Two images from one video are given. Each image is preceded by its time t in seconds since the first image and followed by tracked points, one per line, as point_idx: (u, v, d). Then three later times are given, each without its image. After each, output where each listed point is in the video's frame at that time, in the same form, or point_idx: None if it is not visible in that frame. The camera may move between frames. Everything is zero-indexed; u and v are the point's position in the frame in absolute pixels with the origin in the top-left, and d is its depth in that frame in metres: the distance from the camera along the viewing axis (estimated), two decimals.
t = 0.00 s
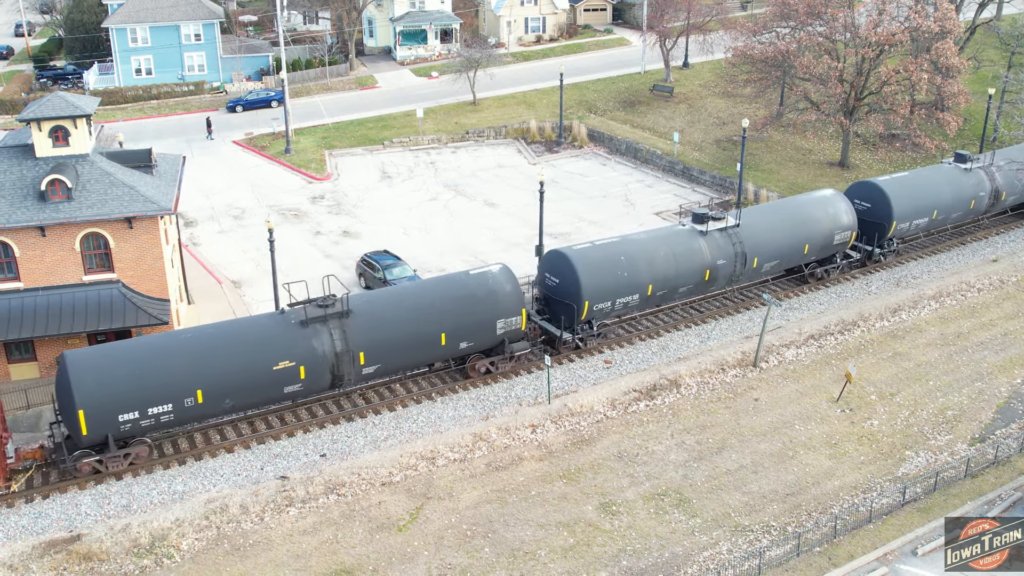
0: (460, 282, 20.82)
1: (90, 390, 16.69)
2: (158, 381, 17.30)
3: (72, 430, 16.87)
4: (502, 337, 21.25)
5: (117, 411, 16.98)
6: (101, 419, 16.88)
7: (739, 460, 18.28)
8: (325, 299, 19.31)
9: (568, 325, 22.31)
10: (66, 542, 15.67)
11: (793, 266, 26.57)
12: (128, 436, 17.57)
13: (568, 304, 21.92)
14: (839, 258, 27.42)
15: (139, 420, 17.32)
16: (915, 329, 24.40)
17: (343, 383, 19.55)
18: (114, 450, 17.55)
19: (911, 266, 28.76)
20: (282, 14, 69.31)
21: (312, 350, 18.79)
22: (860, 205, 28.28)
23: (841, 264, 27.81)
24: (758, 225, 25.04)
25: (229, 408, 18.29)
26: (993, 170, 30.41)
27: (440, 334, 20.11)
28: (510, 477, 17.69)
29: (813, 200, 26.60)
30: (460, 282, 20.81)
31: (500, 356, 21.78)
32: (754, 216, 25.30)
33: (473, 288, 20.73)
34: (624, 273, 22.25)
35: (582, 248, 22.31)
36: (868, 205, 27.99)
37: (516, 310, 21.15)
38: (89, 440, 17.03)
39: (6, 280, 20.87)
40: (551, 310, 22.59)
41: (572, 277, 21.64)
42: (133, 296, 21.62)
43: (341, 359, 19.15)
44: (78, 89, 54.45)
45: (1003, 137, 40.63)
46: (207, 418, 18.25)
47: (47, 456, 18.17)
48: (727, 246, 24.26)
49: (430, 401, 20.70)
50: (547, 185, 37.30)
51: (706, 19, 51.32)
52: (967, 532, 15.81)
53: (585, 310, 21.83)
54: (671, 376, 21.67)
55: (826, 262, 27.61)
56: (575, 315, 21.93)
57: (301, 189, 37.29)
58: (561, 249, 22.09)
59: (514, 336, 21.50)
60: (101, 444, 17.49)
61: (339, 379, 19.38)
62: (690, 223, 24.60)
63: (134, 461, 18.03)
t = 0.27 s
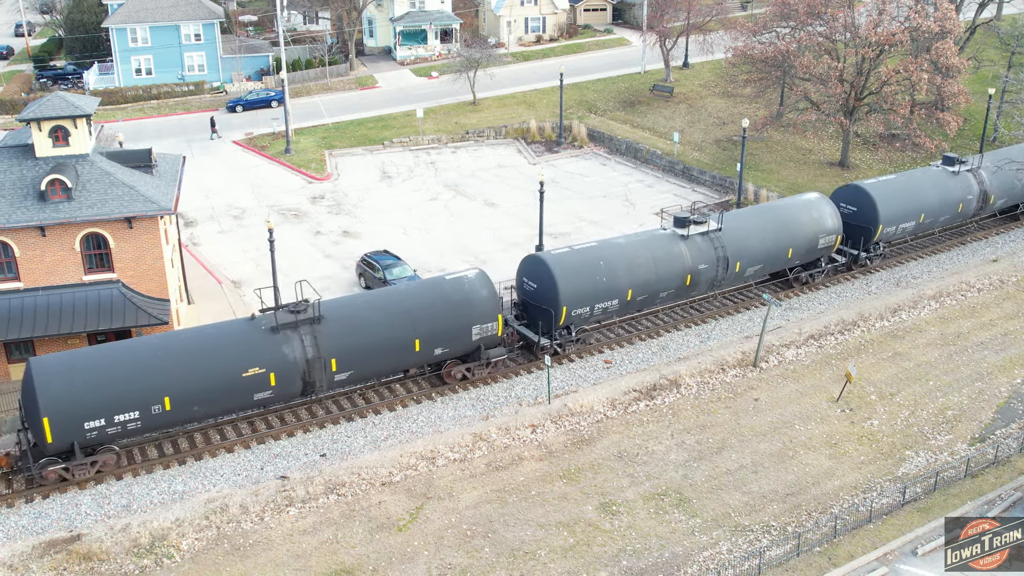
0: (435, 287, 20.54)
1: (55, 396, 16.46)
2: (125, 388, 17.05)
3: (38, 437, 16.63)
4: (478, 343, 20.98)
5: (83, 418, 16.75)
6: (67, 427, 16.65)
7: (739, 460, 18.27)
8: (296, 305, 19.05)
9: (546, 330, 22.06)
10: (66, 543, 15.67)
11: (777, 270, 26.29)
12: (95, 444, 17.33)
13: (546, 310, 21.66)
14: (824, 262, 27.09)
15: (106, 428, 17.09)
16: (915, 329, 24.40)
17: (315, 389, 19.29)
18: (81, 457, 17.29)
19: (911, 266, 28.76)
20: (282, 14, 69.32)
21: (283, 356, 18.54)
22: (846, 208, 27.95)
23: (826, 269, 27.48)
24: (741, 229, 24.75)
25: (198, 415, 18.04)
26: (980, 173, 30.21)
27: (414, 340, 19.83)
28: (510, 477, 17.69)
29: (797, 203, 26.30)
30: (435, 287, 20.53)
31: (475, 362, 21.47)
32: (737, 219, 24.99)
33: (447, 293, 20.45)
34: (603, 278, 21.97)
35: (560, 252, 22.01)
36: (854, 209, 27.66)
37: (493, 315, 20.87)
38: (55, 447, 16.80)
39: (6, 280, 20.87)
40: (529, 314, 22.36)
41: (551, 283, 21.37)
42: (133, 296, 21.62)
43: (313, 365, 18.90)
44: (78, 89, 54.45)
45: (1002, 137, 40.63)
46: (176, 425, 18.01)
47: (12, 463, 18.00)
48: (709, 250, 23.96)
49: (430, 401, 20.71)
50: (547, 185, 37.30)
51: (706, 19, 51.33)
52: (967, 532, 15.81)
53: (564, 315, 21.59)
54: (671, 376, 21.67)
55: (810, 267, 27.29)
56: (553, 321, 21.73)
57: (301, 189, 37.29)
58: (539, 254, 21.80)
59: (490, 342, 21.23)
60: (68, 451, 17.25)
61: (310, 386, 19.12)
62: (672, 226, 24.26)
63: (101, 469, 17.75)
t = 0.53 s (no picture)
0: (409, 293, 20.19)
1: (18, 404, 16.23)
2: (89, 396, 16.77)
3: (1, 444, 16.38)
4: (452, 350, 20.62)
5: (47, 425, 16.49)
6: (31, 434, 16.41)
7: (738, 460, 18.27)
8: (266, 311, 18.73)
9: (523, 336, 21.73)
10: (65, 543, 15.67)
11: (760, 275, 25.92)
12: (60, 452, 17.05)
13: (523, 315, 21.30)
14: (808, 266, 26.81)
15: (70, 435, 16.82)
16: (915, 329, 24.40)
17: (285, 397, 18.95)
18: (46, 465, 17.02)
19: (911, 266, 28.75)
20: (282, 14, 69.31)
21: (251, 363, 18.22)
22: (832, 212, 27.49)
23: (810, 274, 27.21)
24: (723, 233, 24.40)
25: (165, 422, 17.74)
26: (969, 175, 29.89)
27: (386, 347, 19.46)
28: (510, 477, 17.69)
29: (780, 207, 25.97)
30: (409, 293, 20.19)
31: (451, 368, 21.11)
32: (719, 224, 24.64)
33: (421, 299, 20.10)
34: (581, 283, 21.60)
35: (537, 257, 21.66)
36: (840, 212, 27.22)
37: (468, 321, 20.53)
38: (19, 455, 16.55)
39: (6, 280, 20.87)
40: (506, 320, 22.02)
41: (528, 288, 21.00)
42: (133, 296, 21.62)
43: (283, 372, 18.57)
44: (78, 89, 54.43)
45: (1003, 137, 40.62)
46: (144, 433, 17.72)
47: None
48: (691, 255, 23.60)
49: (430, 401, 20.71)
50: (547, 185, 37.29)
51: (706, 19, 51.32)
52: (967, 532, 15.81)
53: (541, 320, 21.23)
54: (671, 375, 21.67)
55: (795, 271, 27.02)
56: (530, 326, 21.37)
57: (301, 189, 37.28)
58: (516, 259, 21.44)
59: (465, 348, 20.86)
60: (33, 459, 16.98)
61: (280, 393, 18.78)
62: (652, 231, 23.90)
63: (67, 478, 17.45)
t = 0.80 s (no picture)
0: (382, 298, 19.87)
1: None
2: (53, 403, 16.53)
3: None
4: (428, 356, 20.27)
5: (10, 433, 16.28)
6: None
7: (738, 460, 18.27)
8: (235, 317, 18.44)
9: (501, 341, 21.53)
10: (65, 543, 15.67)
11: (745, 280, 25.64)
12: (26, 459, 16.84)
13: (501, 321, 21.11)
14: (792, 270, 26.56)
15: (35, 443, 16.60)
16: (915, 328, 24.41)
17: (256, 404, 18.64)
18: (12, 473, 16.79)
19: (911, 266, 28.75)
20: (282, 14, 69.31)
21: (219, 370, 17.91)
22: (818, 216, 27.31)
23: (795, 278, 26.97)
24: (705, 238, 24.10)
25: (132, 430, 17.47)
26: (957, 178, 29.58)
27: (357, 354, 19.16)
28: (510, 477, 17.69)
29: (765, 211, 25.65)
30: (383, 298, 19.87)
31: (426, 375, 20.79)
32: (701, 228, 24.37)
33: (395, 305, 19.77)
34: (558, 289, 21.34)
35: (515, 262, 21.45)
36: (825, 216, 27.03)
37: (443, 327, 20.17)
38: None
39: (6, 280, 20.87)
40: (484, 325, 21.85)
41: (504, 294, 20.80)
42: (133, 296, 21.62)
43: (252, 379, 18.25)
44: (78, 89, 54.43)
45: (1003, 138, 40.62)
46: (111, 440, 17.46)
47: None
48: (672, 259, 23.30)
49: (430, 400, 20.72)
50: (547, 185, 37.28)
51: (706, 19, 51.31)
52: (967, 532, 15.81)
53: (518, 327, 21.02)
54: (671, 375, 21.67)
55: (779, 275, 26.77)
56: (507, 332, 21.15)
57: (301, 188, 37.29)
58: (494, 264, 21.26)
59: (440, 354, 20.51)
60: None
61: (251, 401, 18.46)
62: (634, 235, 23.66)
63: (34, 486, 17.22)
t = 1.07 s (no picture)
0: (354, 304, 19.65)
1: None
2: (17, 410, 16.36)
3: None
4: (402, 362, 20.02)
5: None
6: None
7: (738, 460, 18.27)
8: (204, 323, 18.24)
9: (478, 348, 21.21)
10: (65, 543, 15.66)
11: (728, 284, 25.31)
12: None
13: (477, 327, 20.78)
14: (776, 275, 26.25)
15: None
16: (915, 328, 24.41)
17: (225, 412, 18.41)
18: None
19: (911, 266, 28.73)
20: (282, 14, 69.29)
21: (188, 377, 17.71)
22: (802, 220, 27.05)
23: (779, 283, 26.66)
24: (686, 242, 23.74)
25: (99, 438, 17.27)
26: (944, 181, 29.22)
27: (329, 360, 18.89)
28: (510, 477, 17.69)
29: (748, 215, 25.31)
30: (355, 304, 19.64)
31: (401, 381, 20.53)
32: (682, 232, 24.01)
33: (367, 311, 19.53)
34: (534, 294, 21.00)
35: (492, 267, 21.13)
36: (809, 220, 26.76)
37: (416, 333, 19.88)
38: None
39: (6, 280, 20.88)
40: (461, 331, 21.55)
41: (480, 300, 20.48)
42: (133, 296, 21.62)
43: (221, 386, 18.04)
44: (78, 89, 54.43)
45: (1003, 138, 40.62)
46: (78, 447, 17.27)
47: None
48: (652, 264, 22.94)
49: (430, 400, 20.73)
50: (548, 185, 37.28)
51: (706, 19, 51.30)
52: (967, 532, 15.81)
53: (495, 333, 20.70)
54: (671, 375, 21.67)
55: (763, 280, 26.44)
56: (484, 338, 20.83)
57: (301, 188, 37.30)
58: (470, 269, 20.94)
59: (415, 361, 20.24)
60: None
61: (220, 408, 18.24)
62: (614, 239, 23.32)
63: None
